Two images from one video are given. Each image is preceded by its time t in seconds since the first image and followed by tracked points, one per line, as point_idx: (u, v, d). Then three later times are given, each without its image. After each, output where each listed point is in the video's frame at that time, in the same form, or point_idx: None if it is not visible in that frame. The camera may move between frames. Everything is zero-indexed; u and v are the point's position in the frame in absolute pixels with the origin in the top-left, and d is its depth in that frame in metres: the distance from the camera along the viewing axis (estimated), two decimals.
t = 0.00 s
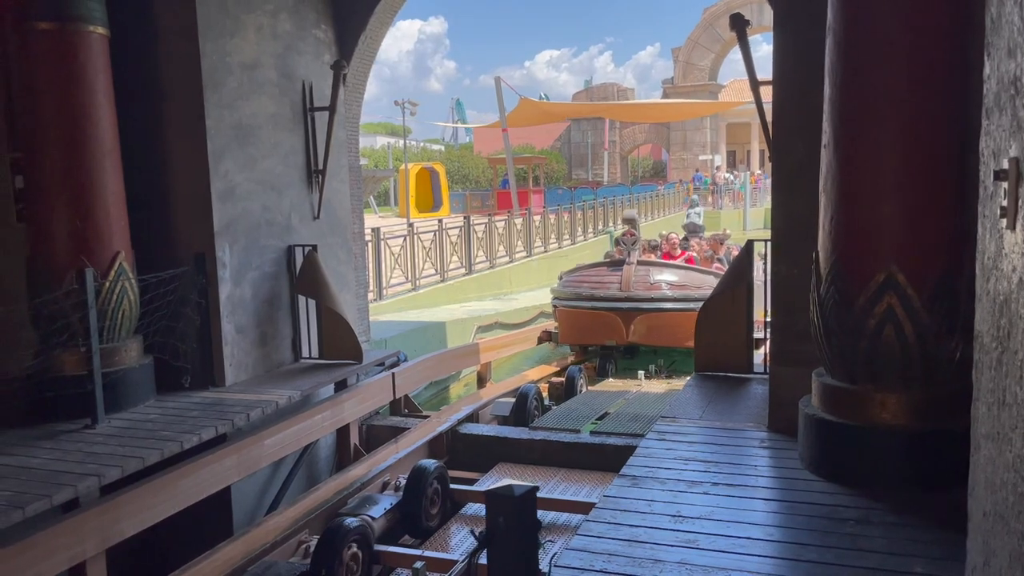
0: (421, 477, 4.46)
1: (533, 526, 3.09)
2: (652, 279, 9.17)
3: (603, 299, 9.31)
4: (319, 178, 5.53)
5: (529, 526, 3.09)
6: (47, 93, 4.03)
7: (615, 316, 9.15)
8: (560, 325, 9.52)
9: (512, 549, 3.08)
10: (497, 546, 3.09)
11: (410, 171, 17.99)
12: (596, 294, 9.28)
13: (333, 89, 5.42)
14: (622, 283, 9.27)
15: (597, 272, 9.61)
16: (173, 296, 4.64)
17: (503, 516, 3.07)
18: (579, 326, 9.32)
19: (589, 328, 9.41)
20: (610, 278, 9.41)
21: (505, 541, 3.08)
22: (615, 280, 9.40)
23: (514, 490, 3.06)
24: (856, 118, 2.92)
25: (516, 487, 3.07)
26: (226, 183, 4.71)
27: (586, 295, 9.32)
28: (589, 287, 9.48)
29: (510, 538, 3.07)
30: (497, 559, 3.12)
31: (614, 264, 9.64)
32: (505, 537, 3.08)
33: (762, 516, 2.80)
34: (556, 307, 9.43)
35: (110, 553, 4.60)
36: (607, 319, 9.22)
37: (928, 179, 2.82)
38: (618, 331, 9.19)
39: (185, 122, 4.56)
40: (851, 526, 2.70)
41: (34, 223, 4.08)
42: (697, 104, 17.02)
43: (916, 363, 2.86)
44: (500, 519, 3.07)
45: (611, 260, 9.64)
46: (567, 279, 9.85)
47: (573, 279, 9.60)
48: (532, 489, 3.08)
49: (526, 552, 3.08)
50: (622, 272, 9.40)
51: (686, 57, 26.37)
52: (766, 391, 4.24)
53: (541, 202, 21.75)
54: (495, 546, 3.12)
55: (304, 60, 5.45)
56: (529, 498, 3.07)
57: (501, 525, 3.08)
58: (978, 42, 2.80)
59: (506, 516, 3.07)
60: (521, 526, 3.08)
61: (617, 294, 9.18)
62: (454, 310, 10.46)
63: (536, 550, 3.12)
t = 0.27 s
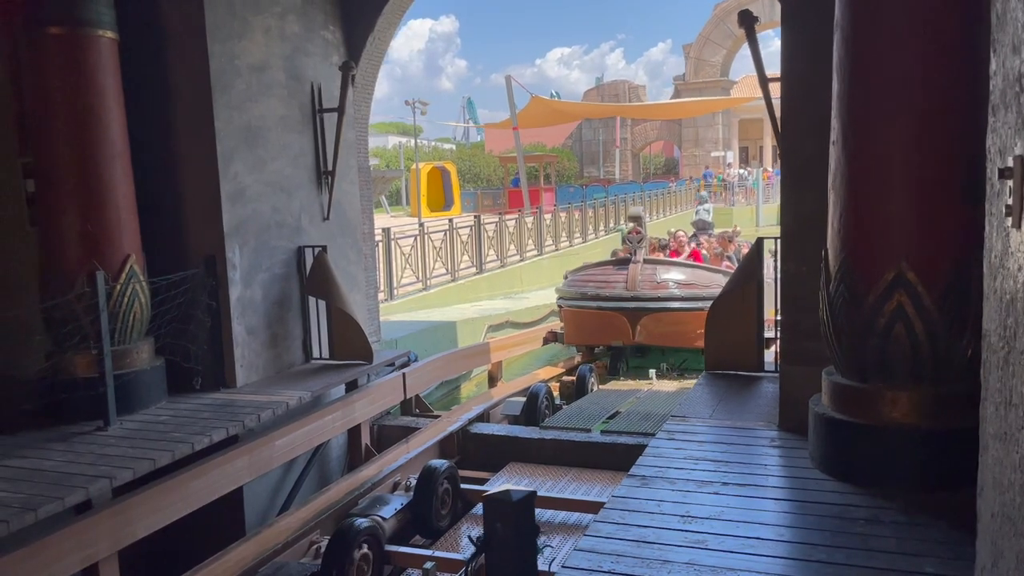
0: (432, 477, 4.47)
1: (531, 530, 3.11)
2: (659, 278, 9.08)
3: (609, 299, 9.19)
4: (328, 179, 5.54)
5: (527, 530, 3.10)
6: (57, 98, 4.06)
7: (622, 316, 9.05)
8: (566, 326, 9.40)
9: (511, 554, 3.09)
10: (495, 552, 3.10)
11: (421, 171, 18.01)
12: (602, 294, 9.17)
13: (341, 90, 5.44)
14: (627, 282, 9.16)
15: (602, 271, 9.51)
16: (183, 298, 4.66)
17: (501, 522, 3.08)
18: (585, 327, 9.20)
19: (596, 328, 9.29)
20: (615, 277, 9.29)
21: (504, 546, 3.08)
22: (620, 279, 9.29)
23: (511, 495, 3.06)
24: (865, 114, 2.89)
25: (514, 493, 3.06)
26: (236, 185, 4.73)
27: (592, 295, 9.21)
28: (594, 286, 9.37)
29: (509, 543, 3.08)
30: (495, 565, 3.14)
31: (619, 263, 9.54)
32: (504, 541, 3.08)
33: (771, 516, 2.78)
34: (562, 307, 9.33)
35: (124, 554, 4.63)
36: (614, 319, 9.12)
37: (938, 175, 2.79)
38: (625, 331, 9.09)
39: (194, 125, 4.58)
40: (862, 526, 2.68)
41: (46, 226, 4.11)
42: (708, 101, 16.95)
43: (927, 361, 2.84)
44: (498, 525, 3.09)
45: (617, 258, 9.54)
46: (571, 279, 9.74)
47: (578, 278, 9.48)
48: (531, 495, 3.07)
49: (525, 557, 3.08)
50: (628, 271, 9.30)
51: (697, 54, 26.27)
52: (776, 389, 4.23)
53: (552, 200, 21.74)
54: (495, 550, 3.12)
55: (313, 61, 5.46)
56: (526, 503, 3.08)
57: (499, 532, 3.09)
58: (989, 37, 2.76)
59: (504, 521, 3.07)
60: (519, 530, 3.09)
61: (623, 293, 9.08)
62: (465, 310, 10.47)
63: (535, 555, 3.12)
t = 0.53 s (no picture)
0: (444, 475, 4.49)
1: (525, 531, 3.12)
2: (666, 276, 8.94)
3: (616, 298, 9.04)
4: (340, 180, 5.57)
5: (520, 533, 3.12)
6: (71, 102, 4.11)
7: (629, 315, 8.88)
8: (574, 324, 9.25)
9: (505, 557, 3.11)
10: (489, 556, 3.12)
11: (434, 169, 18.05)
12: (609, 292, 9.03)
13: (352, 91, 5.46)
14: (634, 280, 9.02)
15: (609, 269, 9.38)
16: (197, 299, 4.70)
17: (493, 526, 3.10)
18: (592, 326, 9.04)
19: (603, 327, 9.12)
20: (622, 275, 9.15)
21: (497, 550, 3.10)
22: (628, 277, 9.15)
23: (504, 499, 3.07)
24: (873, 110, 2.89)
25: (507, 496, 3.07)
26: (248, 187, 4.76)
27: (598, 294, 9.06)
28: (601, 284, 9.21)
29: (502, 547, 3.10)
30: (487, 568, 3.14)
31: (626, 262, 9.39)
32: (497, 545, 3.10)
33: (781, 514, 2.78)
34: (569, 306, 9.20)
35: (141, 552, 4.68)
36: (621, 317, 8.95)
37: (947, 171, 2.78)
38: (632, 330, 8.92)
39: (206, 128, 4.61)
40: (872, 524, 2.68)
41: (62, 230, 4.17)
42: (722, 96, 16.88)
43: (937, 358, 2.83)
44: (491, 529, 3.10)
45: (624, 256, 9.41)
46: (578, 278, 9.61)
47: (585, 277, 9.34)
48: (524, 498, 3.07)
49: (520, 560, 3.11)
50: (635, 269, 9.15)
51: (711, 49, 26.16)
52: (788, 386, 4.21)
53: (566, 197, 21.73)
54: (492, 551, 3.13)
55: (323, 62, 5.49)
56: (518, 507, 3.09)
57: (493, 535, 3.10)
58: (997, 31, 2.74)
59: (497, 526, 3.08)
60: (512, 533, 3.10)
61: (630, 291, 8.94)
62: (478, 308, 10.50)
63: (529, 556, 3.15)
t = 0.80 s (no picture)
0: (456, 474, 4.49)
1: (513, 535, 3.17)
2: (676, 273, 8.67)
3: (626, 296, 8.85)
4: (351, 179, 5.58)
5: (507, 534, 3.15)
6: (83, 105, 4.14)
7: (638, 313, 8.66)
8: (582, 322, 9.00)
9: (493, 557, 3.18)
10: (479, 559, 3.17)
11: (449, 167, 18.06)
12: (618, 290, 8.82)
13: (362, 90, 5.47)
14: (644, 278, 8.80)
15: (618, 267, 9.15)
16: (210, 299, 4.73)
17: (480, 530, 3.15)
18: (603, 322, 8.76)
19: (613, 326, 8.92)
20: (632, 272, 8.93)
21: (485, 553, 3.14)
22: (637, 275, 8.93)
23: (491, 503, 3.14)
24: (883, 105, 2.85)
25: (493, 501, 3.13)
26: (259, 187, 4.78)
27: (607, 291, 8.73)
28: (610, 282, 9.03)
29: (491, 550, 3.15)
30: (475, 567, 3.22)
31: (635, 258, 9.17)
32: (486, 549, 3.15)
33: (791, 514, 2.76)
34: (577, 304, 8.98)
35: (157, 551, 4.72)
36: (630, 315, 8.75)
37: (959, 165, 2.74)
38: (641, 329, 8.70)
39: (217, 129, 4.64)
40: (883, 523, 2.65)
41: (75, 232, 4.20)
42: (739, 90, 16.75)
43: (950, 355, 2.79)
44: (478, 532, 3.14)
45: (633, 253, 9.16)
46: (587, 275, 9.40)
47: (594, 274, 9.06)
48: (508, 503, 3.13)
49: (508, 560, 3.17)
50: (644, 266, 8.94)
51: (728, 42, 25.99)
52: (802, 383, 4.18)
53: (582, 193, 21.67)
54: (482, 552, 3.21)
55: (334, 62, 5.50)
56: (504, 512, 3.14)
57: (480, 538, 3.14)
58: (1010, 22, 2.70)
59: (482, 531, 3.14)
60: (498, 536, 3.14)
61: (639, 289, 8.72)
62: (492, 306, 10.51)
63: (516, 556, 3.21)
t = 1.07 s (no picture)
0: (467, 471, 4.50)
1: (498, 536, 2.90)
2: (686, 269, 7.97)
3: (633, 295, 8.11)
4: (363, 177, 5.60)
5: (491, 539, 2.89)
6: (95, 107, 4.18)
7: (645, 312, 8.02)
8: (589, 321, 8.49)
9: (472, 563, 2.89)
10: (459, 561, 2.90)
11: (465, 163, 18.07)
12: (623, 288, 8.11)
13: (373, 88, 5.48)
14: (650, 275, 8.11)
15: (625, 262, 8.52)
16: (222, 298, 4.77)
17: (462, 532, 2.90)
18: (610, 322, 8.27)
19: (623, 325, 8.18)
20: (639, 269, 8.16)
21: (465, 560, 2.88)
22: (644, 271, 8.25)
23: (472, 505, 2.84)
24: (891, 99, 2.82)
25: (475, 502, 2.84)
26: (271, 186, 4.81)
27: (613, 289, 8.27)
28: (616, 281, 8.27)
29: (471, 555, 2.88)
30: None
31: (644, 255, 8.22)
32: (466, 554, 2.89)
33: (799, 511, 2.74)
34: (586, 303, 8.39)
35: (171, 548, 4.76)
36: (638, 315, 8.08)
37: (968, 159, 2.71)
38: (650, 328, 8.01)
39: (229, 128, 4.66)
40: (891, 520, 2.63)
41: (89, 232, 4.24)
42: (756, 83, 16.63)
43: (960, 351, 2.76)
44: (461, 534, 2.89)
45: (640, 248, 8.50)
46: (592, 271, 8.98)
47: (600, 272, 8.51)
48: (493, 504, 2.85)
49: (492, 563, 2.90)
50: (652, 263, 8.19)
51: (746, 35, 25.81)
52: (813, 380, 4.15)
53: (598, 188, 21.61)
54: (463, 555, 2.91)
55: (344, 60, 5.52)
56: (489, 511, 2.87)
57: (461, 541, 2.90)
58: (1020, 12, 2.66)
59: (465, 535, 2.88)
60: (481, 540, 2.88)
61: (645, 287, 8.02)
62: (505, 302, 10.52)
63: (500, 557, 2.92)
